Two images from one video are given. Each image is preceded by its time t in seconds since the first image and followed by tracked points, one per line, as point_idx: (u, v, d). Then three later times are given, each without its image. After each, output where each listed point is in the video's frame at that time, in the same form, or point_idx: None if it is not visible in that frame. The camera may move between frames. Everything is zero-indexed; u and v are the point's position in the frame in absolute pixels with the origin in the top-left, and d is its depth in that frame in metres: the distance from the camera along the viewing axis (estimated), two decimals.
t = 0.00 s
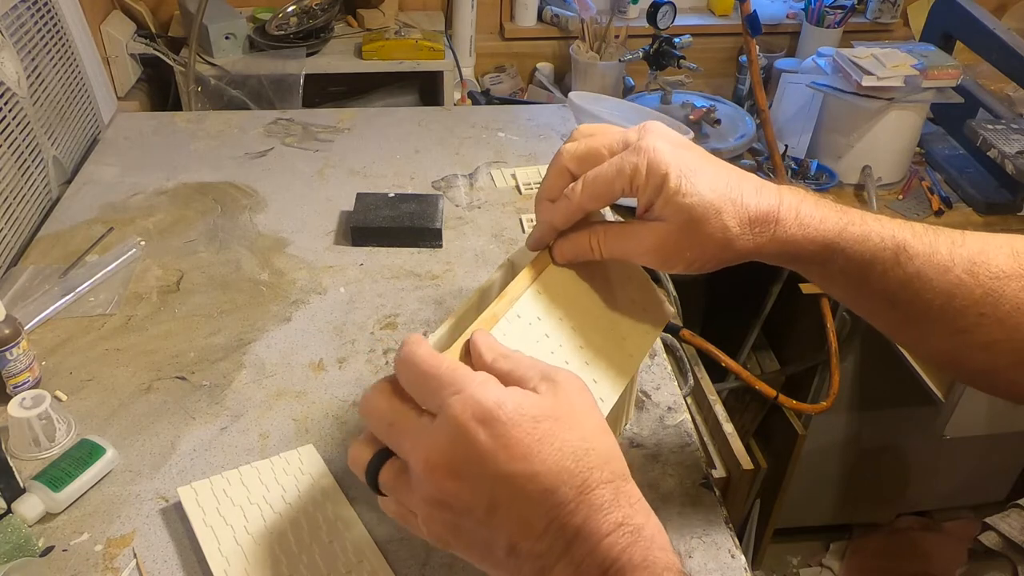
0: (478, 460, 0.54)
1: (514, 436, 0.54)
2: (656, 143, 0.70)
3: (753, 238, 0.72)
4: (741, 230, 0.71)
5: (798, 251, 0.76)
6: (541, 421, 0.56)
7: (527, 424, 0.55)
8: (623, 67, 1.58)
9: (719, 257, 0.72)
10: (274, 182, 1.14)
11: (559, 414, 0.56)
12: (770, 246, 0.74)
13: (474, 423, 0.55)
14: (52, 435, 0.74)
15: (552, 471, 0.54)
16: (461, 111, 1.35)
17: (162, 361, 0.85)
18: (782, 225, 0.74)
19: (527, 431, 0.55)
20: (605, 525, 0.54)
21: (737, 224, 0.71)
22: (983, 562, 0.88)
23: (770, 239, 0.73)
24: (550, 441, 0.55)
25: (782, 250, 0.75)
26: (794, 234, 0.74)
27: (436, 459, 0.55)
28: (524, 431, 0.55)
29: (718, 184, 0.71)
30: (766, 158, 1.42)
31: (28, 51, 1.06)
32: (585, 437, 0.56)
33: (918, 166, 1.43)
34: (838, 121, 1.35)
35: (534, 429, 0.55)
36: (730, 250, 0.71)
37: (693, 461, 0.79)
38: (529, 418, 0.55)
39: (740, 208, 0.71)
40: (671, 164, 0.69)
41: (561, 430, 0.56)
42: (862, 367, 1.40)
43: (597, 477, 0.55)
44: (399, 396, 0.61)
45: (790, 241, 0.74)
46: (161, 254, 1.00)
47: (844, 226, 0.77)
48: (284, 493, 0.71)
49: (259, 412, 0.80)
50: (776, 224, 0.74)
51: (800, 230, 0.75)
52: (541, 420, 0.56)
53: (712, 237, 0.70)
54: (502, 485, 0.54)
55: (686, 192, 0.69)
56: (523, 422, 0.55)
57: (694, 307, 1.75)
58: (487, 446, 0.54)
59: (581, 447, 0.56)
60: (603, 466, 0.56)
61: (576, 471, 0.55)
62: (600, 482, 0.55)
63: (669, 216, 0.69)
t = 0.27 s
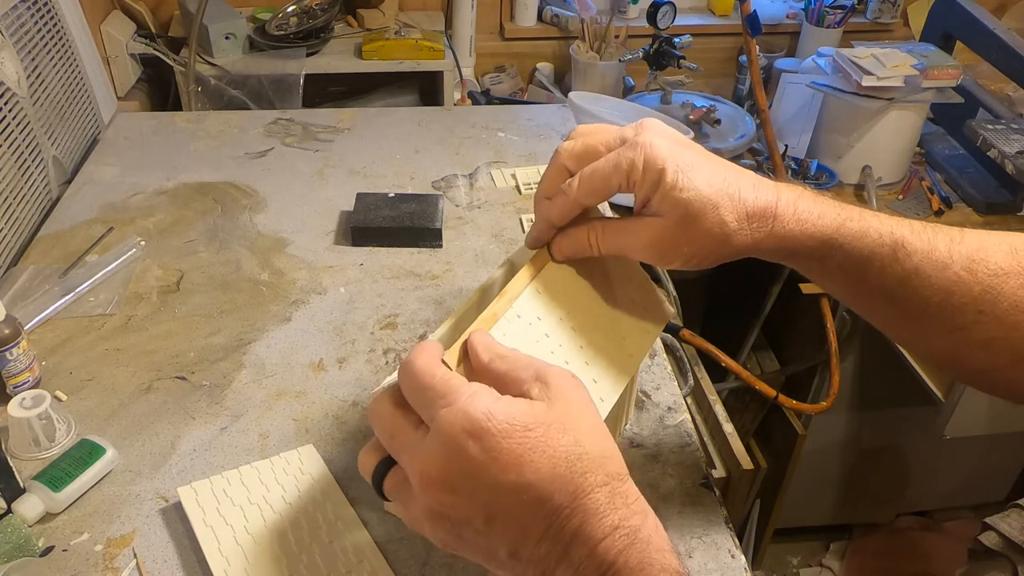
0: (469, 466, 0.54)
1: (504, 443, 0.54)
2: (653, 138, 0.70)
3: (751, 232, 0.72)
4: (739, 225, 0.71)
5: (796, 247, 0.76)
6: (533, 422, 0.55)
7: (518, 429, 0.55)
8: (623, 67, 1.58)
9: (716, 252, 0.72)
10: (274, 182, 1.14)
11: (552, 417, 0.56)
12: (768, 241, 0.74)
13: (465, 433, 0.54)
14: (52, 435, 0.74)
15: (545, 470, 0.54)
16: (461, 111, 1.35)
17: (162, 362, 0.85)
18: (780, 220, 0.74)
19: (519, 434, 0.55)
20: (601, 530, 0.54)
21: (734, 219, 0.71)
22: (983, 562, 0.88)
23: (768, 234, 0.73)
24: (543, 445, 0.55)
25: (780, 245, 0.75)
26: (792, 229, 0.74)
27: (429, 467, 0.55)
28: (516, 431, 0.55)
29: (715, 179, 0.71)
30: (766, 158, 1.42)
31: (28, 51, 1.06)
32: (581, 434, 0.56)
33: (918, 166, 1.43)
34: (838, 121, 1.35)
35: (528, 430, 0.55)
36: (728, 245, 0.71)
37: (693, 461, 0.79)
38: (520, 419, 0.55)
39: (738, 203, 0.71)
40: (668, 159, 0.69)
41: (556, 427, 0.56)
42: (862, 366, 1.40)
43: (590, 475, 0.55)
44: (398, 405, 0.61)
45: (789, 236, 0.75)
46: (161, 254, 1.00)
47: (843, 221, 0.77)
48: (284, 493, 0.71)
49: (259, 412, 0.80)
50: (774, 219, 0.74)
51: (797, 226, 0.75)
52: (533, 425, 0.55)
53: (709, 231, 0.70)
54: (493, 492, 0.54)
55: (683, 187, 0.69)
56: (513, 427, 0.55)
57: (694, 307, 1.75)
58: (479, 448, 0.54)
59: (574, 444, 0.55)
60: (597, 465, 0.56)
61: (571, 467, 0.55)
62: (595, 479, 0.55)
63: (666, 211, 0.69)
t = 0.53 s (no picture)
0: (463, 469, 0.54)
1: (497, 445, 0.54)
2: (653, 139, 0.70)
3: (751, 232, 0.72)
4: (739, 225, 0.71)
5: (796, 246, 0.76)
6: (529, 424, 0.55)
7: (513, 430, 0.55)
8: (624, 67, 1.58)
9: (716, 253, 0.72)
10: (274, 182, 1.14)
11: (545, 417, 0.56)
12: (768, 241, 0.74)
13: (457, 435, 0.55)
14: (52, 435, 0.74)
15: (541, 470, 0.54)
16: (461, 111, 1.35)
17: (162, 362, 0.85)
18: (780, 220, 0.74)
19: (513, 435, 0.55)
20: (597, 530, 0.54)
21: (734, 219, 0.71)
22: (983, 562, 0.88)
23: (768, 234, 0.73)
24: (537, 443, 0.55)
25: (780, 245, 0.75)
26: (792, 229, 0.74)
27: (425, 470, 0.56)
28: (512, 433, 0.55)
29: (715, 180, 0.71)
30: (766, 158, 1.42)
31: (28, 51, 1.06)
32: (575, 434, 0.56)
33: (918, 166, 1.43)
34: (838, 121, 1.35)
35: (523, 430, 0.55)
36: (728, 245, 0.71)
37: (692, 461, 0.79)
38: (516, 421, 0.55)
39: (738, 203, 0.71)
40: (668, 159, 0.69)
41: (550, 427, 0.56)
42: (863, 366, 1.40)
43: (585, 475, 0.55)
44: (396, 408, 0.62)
45: (788, 236, 0.75)
46: (161, 254, 1.00)
47: (842, 221, 0.77)
48: (284, 493, 0.71)
49: (259, 412, 0.80)
50: (774, 219, 0.74)
51: (797, 226, 0.75)
52: (527, 426, 0.55)
53: (709, 231, 0.70)
54: (486, 492, 0.54)
55: (683, 187, 0.69)
56: (507, 429, 0.55)
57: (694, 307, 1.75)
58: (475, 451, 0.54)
59: (569, 443, 0.55)
60: (592, 465, 0.55)
61: (565, 466, 0.55)
62: (591, 479, 0.55)
63: (666, 211, 0.69)
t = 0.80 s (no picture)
0: (463, 472, 0.54)
1: (496, 448, 0.54)
2: (657, 141, 0.70)
3: (753, 234, 0.72)
4: (741, 227, 0.71)
5: (799, 248, 0.76)
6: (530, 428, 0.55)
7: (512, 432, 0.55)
8: (624, 67, 1.58)
9: (718, 255, 0.72)
10: (274, 182, 1.14)
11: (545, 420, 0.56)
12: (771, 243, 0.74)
13: (457, 439, 0.55)
14: (52, 435, 0.74)
15: (540, 473, 0.54)
16: (461, 110, 1.35)
17: (162, 362, 0.85)
18: (783, 222, 0.74)
19: (513, 438, 0.55)
20: (596, 532, 0.54)
21: (737, 221, 0.71)
22: (983, 562, 0.88)
23: (770, 236, 0.73)
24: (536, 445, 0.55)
25: (783, 247, 0.75)
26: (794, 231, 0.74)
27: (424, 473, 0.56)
28: (512, 435, 0.55)
29: (718, 182, 0.71)
30: (766, 158, 1.42)
31: (28, 51, 1.06)
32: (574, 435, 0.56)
33: (918, 166, 1.43)
34: (838, 121, 1.35)
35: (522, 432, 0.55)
36: (730, 247, 0.71)
37: (692, 461, 0.79)
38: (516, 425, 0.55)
39: (740, 205, 0.71)
40: (672, 161, 0.69)
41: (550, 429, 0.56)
42: (863, 365, 1.40)
43: (585, 477, 0.55)
44: (396, 409, 0.63)
45: (791, 238, 0.75)
46: (161, 254, 1.00)
47: (844, 223, 0.77)
48: (284, 493, 0.71)
49: (259, 412, 0.80)
50: (776, 221, 0.74)
51: (800, 228, 0.75)
52: (526, 429, 0.55)
53: (712, 233, 0.70)
54: (485, 495, 0.54)
55: (686, 189, 0.69)
56: (507, 433, 0.55)
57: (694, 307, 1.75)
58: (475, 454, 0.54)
59: (568, 445, 0.55)
60: (591, 467, 0.55)
61: (565, 468, 0.55)
62: (591, 483, 0.55)
63: (669, 213, 0.69)
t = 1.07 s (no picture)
0: (462, 471, 0.54)
1: (495, 447, 0.54)
2: (659, 143, 0.70)
3: (756, 237, 0.72)
4: (744, 229, 0.71)
5: (801, 250, 0.76)
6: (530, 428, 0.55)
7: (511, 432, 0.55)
8: (624, 67, 1.58)
9: (721, 257, 0.72)
10: (274, 182, 1.14)
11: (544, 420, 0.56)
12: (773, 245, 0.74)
13: (455, 438, 0.55)
14: (52, 435, 0.74)
15: (539, 472, 0.54)
16: (461, 110, 1.35)
17: (162, 362, 0.85)
18: (785, 224, 0.74)
19: (512, 438, 0.55)
20: (596, 530, 0.54)
21: (739, 223, 0.71)
22: (983, 562, 0.88)
23: (772, 238, 0.73)
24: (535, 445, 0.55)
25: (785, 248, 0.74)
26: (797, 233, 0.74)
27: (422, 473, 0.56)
28: (512, 436, 0.55)
29: (720, 184, 0.71)
30: (766, 158, 1.42)
31: (28, 51, 1.06)
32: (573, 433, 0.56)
33: (918, 166, 1.43)
34: (838, 121, 1.35)
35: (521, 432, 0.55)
36: (732, 249, 0.71)
37: (693, 461, 0.79)
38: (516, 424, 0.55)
39: (742, 207, 0.71)
40: (674, 163, 0.69)
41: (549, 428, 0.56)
42: (863, 365, 1.40)
43: (585, 476, 0.55)
44: (395, 409, 0.63)
45: (793, 240, 0.74)
46: (161, 254, 1.00)
47: (847, 225, 0.77)
48: (284, 493, 0.71)
49: (259, 412, 0.80)
50: (779, 223, 0.74)
51: (802, 229, 0.75)
52: (524, 426, 0.55)
53: (713, 236, 0.70)
54: (484, 495, 0.54)
55: (688, 191, 0.69)
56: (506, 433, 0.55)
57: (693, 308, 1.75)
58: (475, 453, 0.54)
59: (568, 444, 0.55)
60: (590, 466, 0.55)
61: (564, 468, 0.55)
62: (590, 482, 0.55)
63: (671, 215, 0.69)
